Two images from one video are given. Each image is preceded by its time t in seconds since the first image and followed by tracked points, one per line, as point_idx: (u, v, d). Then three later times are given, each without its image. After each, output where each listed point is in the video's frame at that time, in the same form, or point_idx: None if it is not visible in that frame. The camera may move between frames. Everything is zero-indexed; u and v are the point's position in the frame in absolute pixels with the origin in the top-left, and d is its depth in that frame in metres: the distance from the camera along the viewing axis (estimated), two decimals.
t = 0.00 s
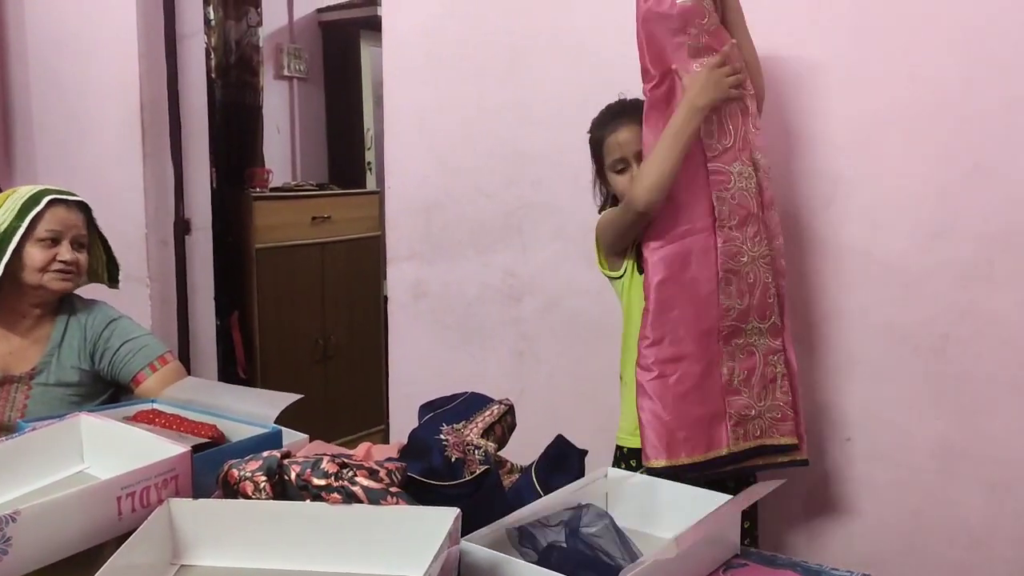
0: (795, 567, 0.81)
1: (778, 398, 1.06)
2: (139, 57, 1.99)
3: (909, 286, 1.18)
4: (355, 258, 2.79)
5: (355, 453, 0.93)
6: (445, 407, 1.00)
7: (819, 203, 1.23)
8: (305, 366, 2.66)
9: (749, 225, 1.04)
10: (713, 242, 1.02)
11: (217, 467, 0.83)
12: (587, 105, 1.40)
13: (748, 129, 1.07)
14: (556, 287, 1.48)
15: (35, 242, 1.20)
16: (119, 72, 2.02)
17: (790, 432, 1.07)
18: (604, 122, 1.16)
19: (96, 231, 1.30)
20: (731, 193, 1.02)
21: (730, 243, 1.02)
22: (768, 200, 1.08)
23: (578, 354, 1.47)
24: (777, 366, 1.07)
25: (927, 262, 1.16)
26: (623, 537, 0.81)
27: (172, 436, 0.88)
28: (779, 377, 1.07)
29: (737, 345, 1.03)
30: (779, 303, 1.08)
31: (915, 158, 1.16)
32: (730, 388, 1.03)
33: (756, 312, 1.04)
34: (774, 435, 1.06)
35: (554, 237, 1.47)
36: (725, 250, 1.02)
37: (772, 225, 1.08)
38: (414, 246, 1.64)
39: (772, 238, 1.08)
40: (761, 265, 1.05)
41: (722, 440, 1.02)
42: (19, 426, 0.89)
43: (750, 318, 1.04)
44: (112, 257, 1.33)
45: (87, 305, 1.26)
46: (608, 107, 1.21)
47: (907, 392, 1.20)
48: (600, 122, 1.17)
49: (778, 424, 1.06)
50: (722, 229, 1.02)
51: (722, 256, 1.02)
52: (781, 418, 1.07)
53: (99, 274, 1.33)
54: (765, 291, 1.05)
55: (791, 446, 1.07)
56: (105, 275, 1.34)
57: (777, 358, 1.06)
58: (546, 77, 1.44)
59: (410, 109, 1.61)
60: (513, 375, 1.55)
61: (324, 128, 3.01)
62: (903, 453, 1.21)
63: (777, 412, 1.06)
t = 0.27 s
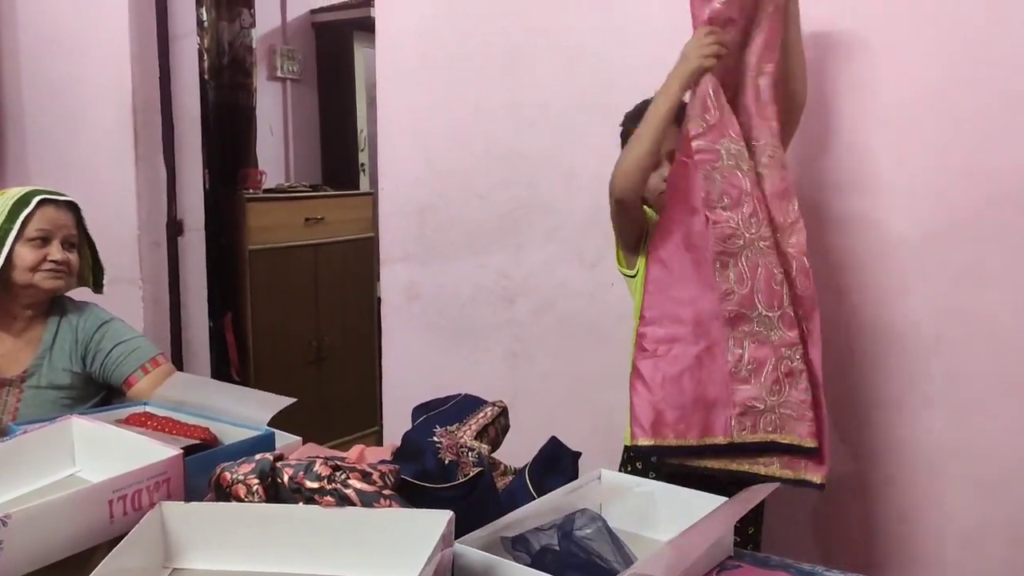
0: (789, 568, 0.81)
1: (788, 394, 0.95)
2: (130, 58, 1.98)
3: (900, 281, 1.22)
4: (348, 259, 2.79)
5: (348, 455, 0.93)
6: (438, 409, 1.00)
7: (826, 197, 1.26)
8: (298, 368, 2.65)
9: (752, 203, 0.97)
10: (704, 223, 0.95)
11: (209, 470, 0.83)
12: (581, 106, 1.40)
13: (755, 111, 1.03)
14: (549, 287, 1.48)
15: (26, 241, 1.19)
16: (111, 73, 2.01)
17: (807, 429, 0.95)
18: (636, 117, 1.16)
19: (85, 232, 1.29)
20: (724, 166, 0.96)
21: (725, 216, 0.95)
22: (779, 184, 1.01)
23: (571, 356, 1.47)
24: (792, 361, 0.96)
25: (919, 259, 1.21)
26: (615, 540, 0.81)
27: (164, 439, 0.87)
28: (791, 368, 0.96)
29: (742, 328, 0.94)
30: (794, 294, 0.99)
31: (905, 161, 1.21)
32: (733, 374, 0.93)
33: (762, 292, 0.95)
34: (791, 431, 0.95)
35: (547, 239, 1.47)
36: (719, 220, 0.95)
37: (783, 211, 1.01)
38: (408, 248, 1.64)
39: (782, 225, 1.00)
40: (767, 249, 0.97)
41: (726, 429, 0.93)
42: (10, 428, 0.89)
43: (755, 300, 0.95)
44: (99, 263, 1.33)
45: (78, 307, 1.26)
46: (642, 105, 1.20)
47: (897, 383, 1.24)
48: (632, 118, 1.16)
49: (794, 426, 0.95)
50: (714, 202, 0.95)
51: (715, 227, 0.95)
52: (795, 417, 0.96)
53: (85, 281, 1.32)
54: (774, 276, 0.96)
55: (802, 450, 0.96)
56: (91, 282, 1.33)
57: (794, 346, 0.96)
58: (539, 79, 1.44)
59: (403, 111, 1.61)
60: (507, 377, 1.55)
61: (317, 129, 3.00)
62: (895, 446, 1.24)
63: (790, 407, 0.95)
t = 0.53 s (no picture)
0: (782, 571, 0.81)
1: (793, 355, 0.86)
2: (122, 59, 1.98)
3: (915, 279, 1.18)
4: (342, 261, 2.78)
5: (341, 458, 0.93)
6: (431, 412, 1.00)
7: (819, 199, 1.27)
8: (291, 370, 2.64)
9: (720, 137, 0.86)
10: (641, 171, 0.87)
11: (201, 473, 0.83)
12: (574, 108, 1.40)
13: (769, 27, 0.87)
14: (542, 289, 1.48)
15: (17, 243, 1.19)
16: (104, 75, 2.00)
17: (820, 408, 0.85)
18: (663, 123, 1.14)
19: (77, 233, 1.29)
20: (656, 100, 0.86)
21: (663, 153, 0.86)
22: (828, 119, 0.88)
23: (565, 358, 1.47)
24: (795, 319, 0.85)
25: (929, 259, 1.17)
26: (608, 544, 0.81)
27: (156, 442, 0.87)
28: (857, 366, 0.85)
29: (694, 272, 0.84)
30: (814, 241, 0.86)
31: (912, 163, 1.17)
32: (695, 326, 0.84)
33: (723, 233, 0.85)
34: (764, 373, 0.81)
35: (541, 242, 1.47)
36: (653, 159, 0.86)
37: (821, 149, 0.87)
38: (401, 250, 1.64)
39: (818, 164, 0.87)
40: (753, 187, 0.84)
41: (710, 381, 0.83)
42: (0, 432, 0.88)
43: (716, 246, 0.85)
44: (95, 262, 1.32)
45: (70, 309, 1.25)
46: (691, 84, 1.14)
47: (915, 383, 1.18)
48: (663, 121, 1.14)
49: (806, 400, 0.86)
50: (649, 141, 0.87)
51: (650, 167, 0.86)
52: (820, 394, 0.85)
53: (82, 280, 1.32)
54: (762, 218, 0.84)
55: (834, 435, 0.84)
56: (90, 281, 1.32)
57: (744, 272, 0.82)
58: (533, 82, 1.44)
59: (397, 113, 1.61)
60: (500, 380, 1.54)
61: (311, 132, 3.00)
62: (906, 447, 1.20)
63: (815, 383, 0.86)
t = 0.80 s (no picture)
0: None
1: (804, 350, 0.86)
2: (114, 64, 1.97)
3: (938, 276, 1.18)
4: (334, 266, 2.77)
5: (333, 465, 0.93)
6: (423, 418, 1.00)
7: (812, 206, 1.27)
8: (283, 376, 2.63)
9: (705, 135, 0.89)
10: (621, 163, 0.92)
11: (191, 479, 0.82)
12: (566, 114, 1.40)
13: (775, 17, 0.87)
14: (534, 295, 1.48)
15: (6, 250, 1.18)
16: (95, 80, 2.00)
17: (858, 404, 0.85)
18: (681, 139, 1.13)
19: (69, 239, 1.28)
20: (641, 89, 0.88)
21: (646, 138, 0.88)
22: (844, 108, 0.87)
23: (558, 364, 1.46)
24: (792, 305, 0.87)
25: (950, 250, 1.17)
26: (601, 551, 0.81)
27: (146, 449, 0.87)
28: (888, 359, 0.86)
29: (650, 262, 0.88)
30: (815, 228, 0.87)
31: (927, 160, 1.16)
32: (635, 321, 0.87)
33: (709, 217, 0.88)
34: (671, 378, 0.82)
35: (534, 247, 1.47)
36: (634, 145, 0.89)
37: (823, 138, 0.87)
38: (395, 256, 1.63)
39: (819, 154, 0.87)
40: (745, 174, 0.87)
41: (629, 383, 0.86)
42: None
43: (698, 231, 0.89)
44: (90, 262, 1.31)
45: (60, 315, 1.25)
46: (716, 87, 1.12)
47: (935, 382, 1.19)
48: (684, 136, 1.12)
49: (810, 386, 0.86)
50: (633, 129, 0.89)
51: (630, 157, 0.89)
52: (830, 383, 0.86)
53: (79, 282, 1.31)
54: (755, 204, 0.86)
55: (839, 426, 0.85)
56: (86, 283, 1.32)
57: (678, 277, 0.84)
58: (527, 87, 1.44)
59: (390, 119, 1.61)
60: (493, 386, 1.54)
61: (304, 137, 2.99)
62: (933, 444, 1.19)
63: (841, 377, 0.86)
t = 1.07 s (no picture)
0: None
1: (840, 343, 0.87)
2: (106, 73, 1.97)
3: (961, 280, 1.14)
4: (326, 276, 2.77)
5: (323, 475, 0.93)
6: (414, 427, 1.00)
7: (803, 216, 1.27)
8: (274, 386, 2.63)
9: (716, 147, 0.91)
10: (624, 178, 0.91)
11: (181, 489, 0.82)
12: (558, 124, 1.41)
13: (773, 22, 0.88)
14: (526, 304, 1.48)
15: None
16: (87, 88, 2.00)
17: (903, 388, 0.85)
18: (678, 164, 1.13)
19: (59, 250, 1.28)
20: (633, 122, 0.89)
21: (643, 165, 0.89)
22: (848, 100, 0.88)
23: (549, 374, 1.47)
24: (820, 301, 0.88)
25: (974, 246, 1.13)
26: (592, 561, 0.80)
27: (136, 459, 0.86)
28: (930, 340, 0.85)
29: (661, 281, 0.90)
30: (834, 221, 0.87)
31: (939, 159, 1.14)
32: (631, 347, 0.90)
33: (740, 225, 0.88)
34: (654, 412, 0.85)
35: (525, 256, 1.47)
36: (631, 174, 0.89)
37: (831, 133, 0.88)
38: (386, 265, 1.64)
39: (828, 148, 0.88)
40: (768, 178, 0.87)
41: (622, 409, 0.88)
42: None
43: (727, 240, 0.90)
44: (72, 278, 1.31)
45: (50, 324, 1.24)
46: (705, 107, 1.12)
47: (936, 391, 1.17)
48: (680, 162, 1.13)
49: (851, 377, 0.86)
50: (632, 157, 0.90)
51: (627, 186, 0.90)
52: (871, 370, 0.86)
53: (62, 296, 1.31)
54: (783, 206, 0.86)
55: (884, 413, 0.85)
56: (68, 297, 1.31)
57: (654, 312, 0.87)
58: (520, 97, 1.45)
59: (382, 128, 1.61)
60: (485, 395, 1.54)
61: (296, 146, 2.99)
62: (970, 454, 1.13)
63: (874, 363, 0.86)
